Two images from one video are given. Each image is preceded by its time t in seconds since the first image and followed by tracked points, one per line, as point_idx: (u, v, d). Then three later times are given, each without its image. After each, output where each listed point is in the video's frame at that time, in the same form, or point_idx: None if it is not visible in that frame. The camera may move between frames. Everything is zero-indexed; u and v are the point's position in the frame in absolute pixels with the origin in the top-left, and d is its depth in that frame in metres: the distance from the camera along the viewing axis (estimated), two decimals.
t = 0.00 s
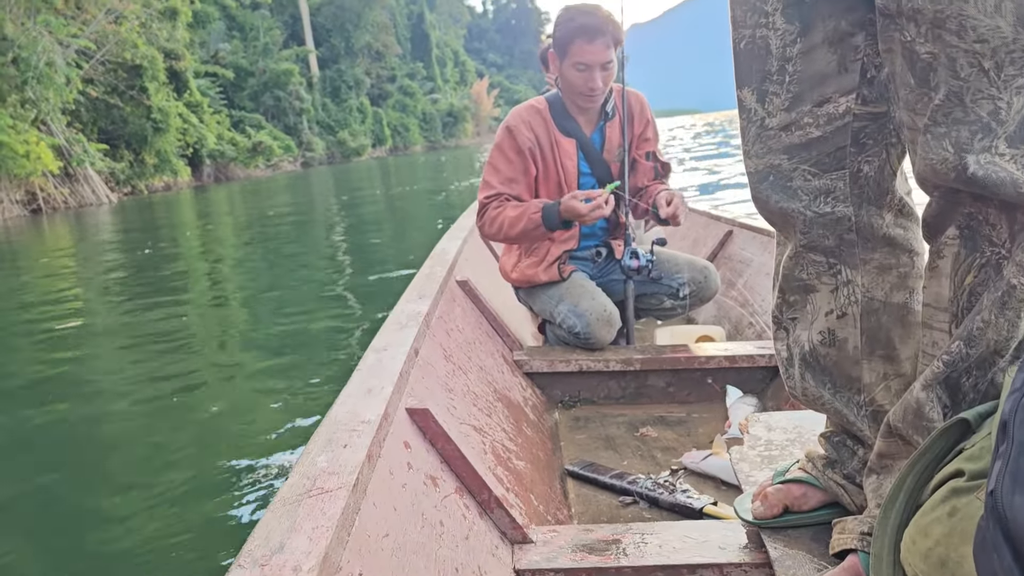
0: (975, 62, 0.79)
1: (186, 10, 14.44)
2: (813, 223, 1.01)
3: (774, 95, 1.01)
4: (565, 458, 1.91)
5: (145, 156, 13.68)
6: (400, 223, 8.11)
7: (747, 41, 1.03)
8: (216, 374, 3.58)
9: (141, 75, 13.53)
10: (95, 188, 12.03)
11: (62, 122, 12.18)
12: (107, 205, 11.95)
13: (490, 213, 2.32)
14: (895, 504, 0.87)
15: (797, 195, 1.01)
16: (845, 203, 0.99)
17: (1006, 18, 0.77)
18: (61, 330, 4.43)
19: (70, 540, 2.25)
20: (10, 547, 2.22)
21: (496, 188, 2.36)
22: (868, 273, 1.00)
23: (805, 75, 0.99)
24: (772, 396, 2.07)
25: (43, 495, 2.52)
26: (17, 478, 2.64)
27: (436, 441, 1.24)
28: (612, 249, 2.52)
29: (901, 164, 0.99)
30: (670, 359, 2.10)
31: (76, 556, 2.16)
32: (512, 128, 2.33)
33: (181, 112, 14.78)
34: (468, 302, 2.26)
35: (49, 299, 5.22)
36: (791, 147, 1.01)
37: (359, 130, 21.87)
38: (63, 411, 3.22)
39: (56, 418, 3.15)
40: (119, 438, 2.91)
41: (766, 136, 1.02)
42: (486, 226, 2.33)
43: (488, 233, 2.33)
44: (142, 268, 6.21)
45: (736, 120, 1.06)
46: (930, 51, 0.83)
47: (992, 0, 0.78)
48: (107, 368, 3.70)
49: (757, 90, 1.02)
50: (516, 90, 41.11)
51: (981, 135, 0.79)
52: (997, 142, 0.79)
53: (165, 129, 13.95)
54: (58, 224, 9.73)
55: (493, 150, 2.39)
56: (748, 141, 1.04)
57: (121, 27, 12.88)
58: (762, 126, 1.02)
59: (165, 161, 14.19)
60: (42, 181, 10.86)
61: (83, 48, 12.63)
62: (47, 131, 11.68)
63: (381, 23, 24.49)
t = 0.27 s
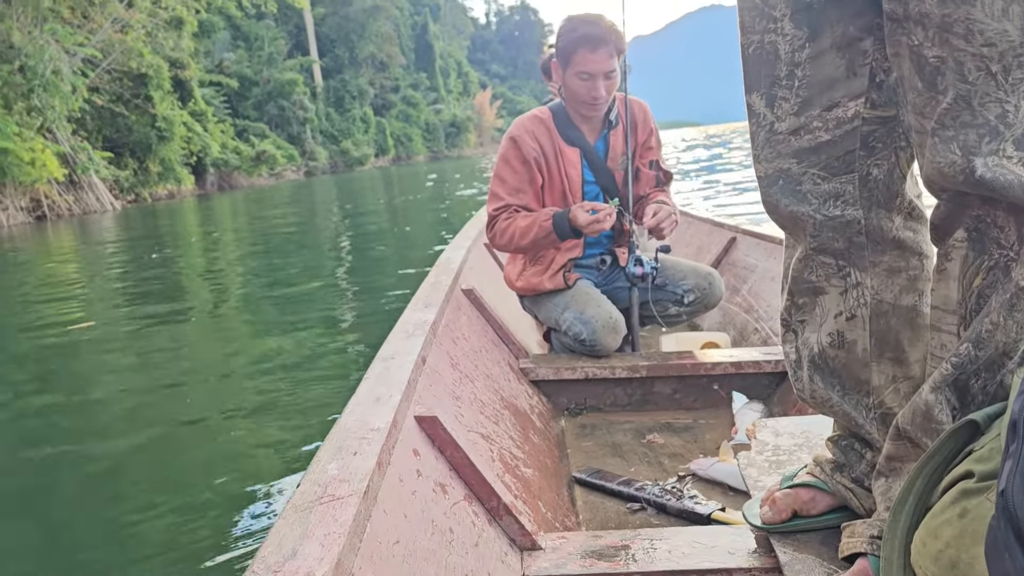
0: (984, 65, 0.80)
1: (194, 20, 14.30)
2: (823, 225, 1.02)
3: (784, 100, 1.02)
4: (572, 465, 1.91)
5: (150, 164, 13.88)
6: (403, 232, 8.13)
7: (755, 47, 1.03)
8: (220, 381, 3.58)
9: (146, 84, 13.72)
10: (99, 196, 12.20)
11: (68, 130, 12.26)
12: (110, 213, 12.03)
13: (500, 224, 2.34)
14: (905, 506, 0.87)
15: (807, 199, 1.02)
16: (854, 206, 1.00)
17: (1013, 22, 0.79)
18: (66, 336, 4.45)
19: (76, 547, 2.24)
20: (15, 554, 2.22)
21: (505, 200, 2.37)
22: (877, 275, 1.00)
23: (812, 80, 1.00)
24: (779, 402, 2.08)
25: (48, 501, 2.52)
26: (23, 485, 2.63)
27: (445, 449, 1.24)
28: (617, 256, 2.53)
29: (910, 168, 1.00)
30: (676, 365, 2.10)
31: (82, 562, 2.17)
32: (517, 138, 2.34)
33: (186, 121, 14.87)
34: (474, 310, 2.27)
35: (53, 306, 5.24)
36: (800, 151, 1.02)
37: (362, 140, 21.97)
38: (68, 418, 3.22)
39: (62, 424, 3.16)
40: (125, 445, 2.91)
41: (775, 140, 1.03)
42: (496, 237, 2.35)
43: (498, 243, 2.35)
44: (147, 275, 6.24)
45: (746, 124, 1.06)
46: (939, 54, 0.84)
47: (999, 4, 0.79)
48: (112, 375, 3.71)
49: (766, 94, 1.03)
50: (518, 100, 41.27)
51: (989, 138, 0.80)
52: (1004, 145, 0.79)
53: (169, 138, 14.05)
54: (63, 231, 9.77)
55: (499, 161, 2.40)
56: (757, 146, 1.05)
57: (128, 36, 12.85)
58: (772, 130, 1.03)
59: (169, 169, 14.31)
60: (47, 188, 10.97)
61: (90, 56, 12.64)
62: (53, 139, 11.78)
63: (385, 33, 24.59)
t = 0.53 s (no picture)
0: (986, 69, 0.81)
1: (198, 28, 14.29)
2: (835, 226, 1.03)
3: (794, 102, 1.03)
4: (578, 472, 1.91)
5: (153, 171, 14.03)
6: (407, 240, 8.16)
7: (766, 50, 1.05)
8: (225, 388, 3.59)
9: (150, 92, 13.84)
10: (102, 202, 12.40)
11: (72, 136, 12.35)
12: (113, 219, 12.28)
13: (504, 231, 2.34)
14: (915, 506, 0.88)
15: (818, 200, 1.03)
16: (865, 206, 1.01)
17: (1015, 25, 0.79)
18: (70, 341, 4.47)
19: (81, 552, 2.25)
20: (20, 558, 2.22)
21: (509, 207, 2.38)
22: (889, 276, 1.01)
23: (823, 83, 1.01)
24: (784, 407, 2.08)
25: (53, 506, 2.52)
26: (28, 491, 2.63)
27: (452, 456, 1.25)
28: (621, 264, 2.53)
29: (921, 169, 1.00)
30: (681, 371, 2.11)
31: (85, 567, 2.17)
32: (523, 146, 2.35)
33: (190, 130, 14.95)
34: (479, 318, 2.28)
35: (58, 311, 5.26)
36: (811, 152, 1.02)
37: (364, 149, 22.06)
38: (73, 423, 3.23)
39: (67, 430, 3.16)
40: (130, 451, 2.91)
41: (786, 142, 1.04)
42: (501, 244, 2.35)
43: (503, 250, 2.35)
44: (151, 281, 6.26)
45: (757, 126, 1.07)
46: (942, 58, 0.84)
47: (1001, 8, 0.80)
48: (118, 382, 3.72)
49: (777, 97, 1.04)
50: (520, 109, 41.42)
51: (993, 141, 0.81)
52: (1009, 149, 0.81)
53: (173, 145, 14.15)
54: (67, 237, 9.82)
55: (504, 168, 2.41)
56: (768, 147, 1.06)
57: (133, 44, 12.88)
58: (782, 133, 1.04)
59: (172, 176, 14.44)
60: (50, 193, 11.23)
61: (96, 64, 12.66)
62: (57, 146, 11.88)
63: (388, 43, 24.68)
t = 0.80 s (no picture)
0: (969, 76, 0.81)
1: (199, 32, 14.28)
2: (833, 229, 1.03)
3: (794, 106, 1.03)
4: (579, 477, 1.91)
5: (153, 175, 14.13)
6: (407, 245, 8.17)
7: (767, 53, 1.05)
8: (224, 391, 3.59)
9: (150, 96, 13.83)
10: (101, 206, 12.42)
11: (73, 139, 12.42)
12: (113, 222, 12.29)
13: (503, 235, 2.35)
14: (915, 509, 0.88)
15: (817, 203, 1.03)
16: (864, 211, 1.01)
17: (999, 33, 0.79)
18: (69, 344, 4.47)
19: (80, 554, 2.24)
20: (18, 560, 2.22)
21: (509, 211, 2.39)
22: (889, 280, 1.01)
23: (822, 86, 1.01)
24: (784, 409, 2.09)
25: (52, 508, 2.52)
26: (27, 494, 2.63)
27: (453, 463, 1.25)
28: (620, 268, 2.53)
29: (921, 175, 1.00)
30: (680, 374, 2.11)
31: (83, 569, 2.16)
32: (522, 150, 2.36)
33: (189, 133, 14.98)
34: (478, 323, 2.28)
35: (57, 314, 5.27)
36: (810, 156, 1.03)
37: (363, 153, 22.12)
38: (72, 426, 3.23)
39: (66, 433, 3.16)
40: (129, 454, 2.91)
41: (786, 145, 1.04)
42: (500, 247, 2.36)
43: (502, 254, 2.36)
44: (151, 284, 6.28)
45: (757, 130, 1.08)
46: (930, 63, 0.85)
47: (985, 15, 0.79)
48: (118, 384, 3.71)
49: (777, 101, 1.05)
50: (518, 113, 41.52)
51: (982, 150, 0.81)
52: (1000, 158, 0.80)
53: (173, 149, 14.21)
54: (67, 240, 9.85)
55: (503, 173, 2.42)
56: (768, 151, 1.07)
57: (134, 48, 12.87)
58: (782, 136, 1.05)
59: (172, 179, 14.53)
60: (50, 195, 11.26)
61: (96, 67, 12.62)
62: (57, 148, 11.94)
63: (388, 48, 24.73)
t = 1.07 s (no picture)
0: (945, 75, 0.81)
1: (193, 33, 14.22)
2: (823, 227, 1.03)
3: (783, 103, 1.03)
4: (575, 477, 1.91)
5: (147, 175, 14.11)
6: (403, 245, 8.16)
7: (757, 50, 1.04)
8: (218, 391, 3.57)
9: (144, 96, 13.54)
10: (97, 206, 12.60)
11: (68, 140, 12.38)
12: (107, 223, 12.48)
13: (496, 234, 2.34)
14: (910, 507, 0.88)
15: (807, 200, 1.03)
16: (854, 208, 1.01)
17: (973, 31, 0.79)
18: (63, 344, 4.45)
19: (73, 556, 2.23)
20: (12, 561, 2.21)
21: (501, 212, 2.39)
22: (880, 278, 1.01)
23: (811, 83, 1.00)
24: (778, 407, 2.09)
25: (45, 511, 2.51)
26: (20, 496, 2.62)
27: (449, 466, 1.24)
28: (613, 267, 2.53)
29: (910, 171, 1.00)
30: (675, 373, 2.11)
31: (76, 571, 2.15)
32: (515, 150, 2.36)
33: (184, 134, 14.92)
34: (473, 324, 2.27)
35: (51, 314, 5.25)
36: (801, 153, 1.02)
37: (357, 154, 22.08)
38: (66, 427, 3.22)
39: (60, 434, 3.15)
40: (123, 455, 2.90)
41: (776, 142, 1.04)
42: (492, 247, 2.35)
43: (495, 254, 2.36)
44: (146, 284, 6.26)
45: (748, 127, 1.07)
46: (908, 62, 0.84)
47: (960, 13, 0.79)
48: (112, 385, 3.68)
49: (767, 97, 1.04)
50: (512, 113, 41.51)
51: (961, 151, 0.80)
52: (981, 157, 0.80)
53: (167, 150, 14.17)
54: (62, 240, 9.82)
55: (496, 172, 2.41)
56: (759, 147, 1.06)
57: (129, 49, 12.82)
58: (773, 132, 1.04)
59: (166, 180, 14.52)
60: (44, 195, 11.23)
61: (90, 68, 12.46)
62: (52, 149, 11.92)
63: (382, 48, 24.66)
